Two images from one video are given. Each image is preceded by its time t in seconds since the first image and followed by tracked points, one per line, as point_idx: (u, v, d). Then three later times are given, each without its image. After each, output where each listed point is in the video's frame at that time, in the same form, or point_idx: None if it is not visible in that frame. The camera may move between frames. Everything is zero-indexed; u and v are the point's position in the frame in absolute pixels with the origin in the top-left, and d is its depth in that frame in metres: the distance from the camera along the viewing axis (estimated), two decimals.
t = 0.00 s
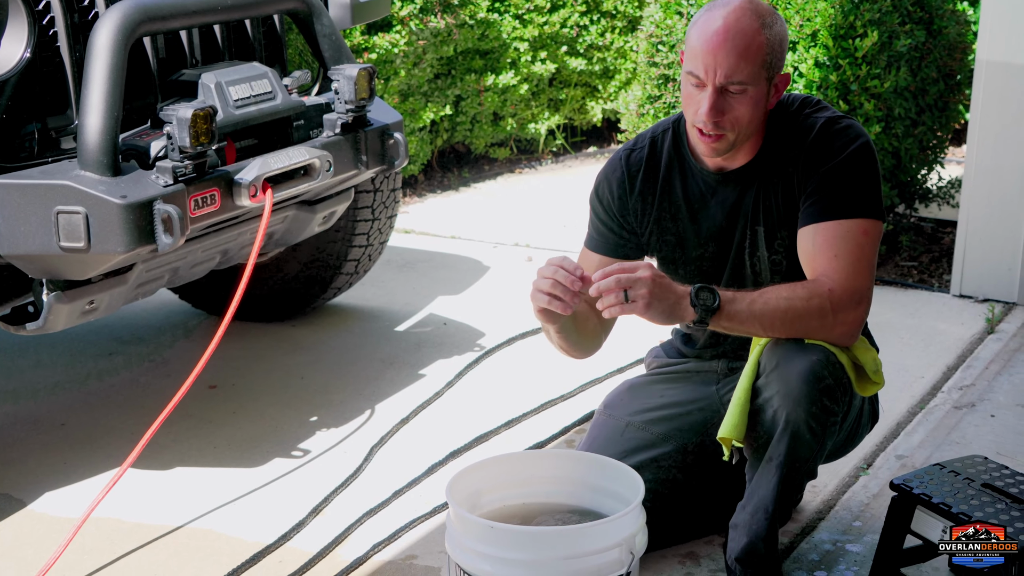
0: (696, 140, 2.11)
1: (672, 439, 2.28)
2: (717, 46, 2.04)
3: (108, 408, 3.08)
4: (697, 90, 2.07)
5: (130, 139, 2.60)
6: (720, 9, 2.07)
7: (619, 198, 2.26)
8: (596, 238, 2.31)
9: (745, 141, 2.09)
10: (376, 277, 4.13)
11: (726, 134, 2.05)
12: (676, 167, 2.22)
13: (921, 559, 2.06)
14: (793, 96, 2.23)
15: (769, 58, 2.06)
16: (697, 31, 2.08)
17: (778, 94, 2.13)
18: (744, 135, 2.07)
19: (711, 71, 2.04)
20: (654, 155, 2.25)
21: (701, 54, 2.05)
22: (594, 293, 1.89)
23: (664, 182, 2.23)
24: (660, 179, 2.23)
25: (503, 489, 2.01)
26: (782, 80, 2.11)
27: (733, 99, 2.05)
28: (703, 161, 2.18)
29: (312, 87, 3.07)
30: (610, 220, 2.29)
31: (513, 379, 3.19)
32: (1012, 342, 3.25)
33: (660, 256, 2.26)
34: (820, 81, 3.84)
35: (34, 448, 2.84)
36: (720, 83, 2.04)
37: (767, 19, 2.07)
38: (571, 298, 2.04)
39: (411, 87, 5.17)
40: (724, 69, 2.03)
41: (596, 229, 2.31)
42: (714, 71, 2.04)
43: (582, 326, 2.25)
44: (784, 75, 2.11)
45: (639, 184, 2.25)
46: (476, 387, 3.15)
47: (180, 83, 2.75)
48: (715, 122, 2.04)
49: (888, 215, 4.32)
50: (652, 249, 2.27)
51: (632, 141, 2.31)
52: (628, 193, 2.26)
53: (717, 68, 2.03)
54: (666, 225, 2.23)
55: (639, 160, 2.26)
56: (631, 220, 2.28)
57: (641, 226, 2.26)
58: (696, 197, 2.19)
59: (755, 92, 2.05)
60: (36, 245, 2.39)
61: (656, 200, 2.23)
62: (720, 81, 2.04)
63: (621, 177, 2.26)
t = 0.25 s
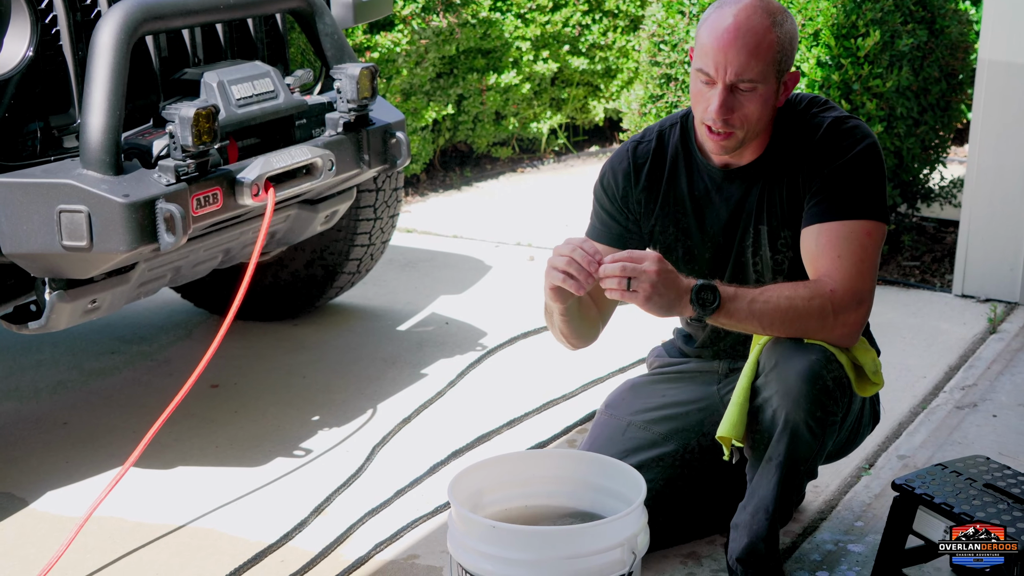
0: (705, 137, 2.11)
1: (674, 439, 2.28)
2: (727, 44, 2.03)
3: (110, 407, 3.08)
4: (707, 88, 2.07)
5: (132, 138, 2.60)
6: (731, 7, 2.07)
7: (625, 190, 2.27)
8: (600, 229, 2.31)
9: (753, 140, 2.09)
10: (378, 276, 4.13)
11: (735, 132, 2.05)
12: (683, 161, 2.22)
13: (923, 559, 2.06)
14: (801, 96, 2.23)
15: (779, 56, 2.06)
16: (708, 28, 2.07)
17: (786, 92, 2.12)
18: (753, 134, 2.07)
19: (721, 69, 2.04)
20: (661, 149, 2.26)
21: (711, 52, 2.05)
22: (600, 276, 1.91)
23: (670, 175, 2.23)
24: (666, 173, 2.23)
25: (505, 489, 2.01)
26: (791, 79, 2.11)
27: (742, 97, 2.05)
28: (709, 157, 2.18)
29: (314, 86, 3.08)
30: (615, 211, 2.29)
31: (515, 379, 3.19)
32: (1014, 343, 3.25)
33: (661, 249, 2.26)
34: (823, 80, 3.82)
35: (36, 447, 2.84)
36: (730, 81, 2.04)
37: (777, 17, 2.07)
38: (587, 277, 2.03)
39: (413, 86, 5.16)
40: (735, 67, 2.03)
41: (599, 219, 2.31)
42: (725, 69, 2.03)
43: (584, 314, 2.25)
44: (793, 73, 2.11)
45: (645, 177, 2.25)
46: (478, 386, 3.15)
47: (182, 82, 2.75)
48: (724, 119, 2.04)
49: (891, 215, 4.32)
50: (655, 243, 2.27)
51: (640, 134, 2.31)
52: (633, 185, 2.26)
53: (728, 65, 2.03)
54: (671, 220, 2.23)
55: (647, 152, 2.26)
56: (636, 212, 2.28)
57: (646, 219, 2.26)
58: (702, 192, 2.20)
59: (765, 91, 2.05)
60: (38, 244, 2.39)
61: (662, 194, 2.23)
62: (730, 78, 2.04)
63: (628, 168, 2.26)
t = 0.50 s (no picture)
0: (708, 139, 2.11)
1: (677, 442, 2.28)
2: (730, 44, 2.03)
3: (113, 409, 3.08)
4: (711, 89, 2.07)
5: (135, 139, 2.60)
6: (734, 7, 2.07)
7: (630, 194, 2.27)
8: (604, 233, 2.31)
9: (757, 140, 2.09)
10: (381, 277, 4.13)
11: (739, 132, 2.05)
12: (688, 165, 2.22)
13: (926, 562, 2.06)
14: (807, 99, 2.23)
15: (782, 56, 2.05)
16: (711, 29, 2.07)
17: (790, 92, 2.11)
18: (757, 134, 2.07)
19: (724, 69, 2.04)
20: (666, 153, 2.26)
21: (714, 53, 2.05)
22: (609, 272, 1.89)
23: (675, 180, 2.23)
24: (671, 177, 2.23)
25: (509, 490, 2.01)
26: (795, 79, 2.10)
27: (746, 97, 2.05)
28: (714, 161, 2.18)
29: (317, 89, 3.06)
30: (620, 215, 2.28)
31: (518, 381, 3.19)
32: (1017, 345, 3.24)
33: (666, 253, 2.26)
34: (826, 83, 3.86)
35: (39, 448, 2.85)
36: (733, 81, 2.04)
37: (780, 16, 2.07)
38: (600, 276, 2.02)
39: (416, 88, 5.16)
40: (738, 67, 2.03)
41: (604, 223, 2.31)
42: (728, 69, 2.03)
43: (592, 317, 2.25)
44: (797, 73, 2.10)
45: (650, 181, 2.25)
46: (481, 388, 3.15)
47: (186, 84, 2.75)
48: (728, 120, 2.04)
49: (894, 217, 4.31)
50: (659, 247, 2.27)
51: (645, 137, 2.31)
52: (638, 189, 2.26)
53: (731, 65, 2.03)
54: (676, 224, 2.23)
55: (652, 156, 2.26)
56: (641, 217, 2.28)
57: (651, 224, 2.26)
58: (707, 197, 2.20)
59: (768, 91, 2.05)
60: (42, 246, 2.39)
61: (667, 198, 2.24)
62: (734, 79, 2.04)
63: (632, 172, 2.26)
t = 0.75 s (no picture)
0: (705, 137, 2.11)
1: (679, 443, 2.28)
2: (722, 40, 2.05)
3: (115, 411, 3.08)
4: (704, 85, 2.08)
5: (137, 141, 2.60)
6: (726, 5, 2.08)
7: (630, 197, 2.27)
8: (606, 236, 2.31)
9: (753, 138, 2.09)
10: (383, 279, 4.13)
11: (734, 128, 2.06)
12: (688, 168, 2.22)
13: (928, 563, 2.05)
14: (807, 101, 2.22)
15: (775, 51, 2.06)
16: (703, 26, 2.09)
17: (784, 88, 2.12)
18: (753, 131, 2.07)
19: (717, 65, 2.05)
20: (666, 155, 2.26)
21: (706, 49, 2.06)
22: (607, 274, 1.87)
23: (675, 183, 2.23)
24: (671, 180, 2.24)
25: (510, 492, 2.01)
26: (789, 75, 2.11)
27: (740, 92, 2.05)
28: (714, 162, 2.19)
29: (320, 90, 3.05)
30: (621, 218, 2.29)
31: (520, 382, 3.19)
32: (1019, 345, 3.24)
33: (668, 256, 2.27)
34: (828, 84, 3.86)
35: (42, 450, 2.85)
36: (726, 76, 2.05)
37: (771, 12, 2.08)
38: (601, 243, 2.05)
39: (418, 89, 5.16)
40: (730, 61, 2.04)
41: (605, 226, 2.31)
42: (721, 64, 2.04)
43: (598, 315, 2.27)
44: (791, 68, 2.11)
45: (650, 183, 2.25)
46: (483, 389, 3.15)
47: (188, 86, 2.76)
48: (722, 115, 2.05)
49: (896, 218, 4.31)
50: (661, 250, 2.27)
51: (645, 141, 2.31)
52: (639, 192, 2.26)
53: (723, 60, 2.04)
54: (677, 227, 2.23)
55: (652, 159, 2.27)
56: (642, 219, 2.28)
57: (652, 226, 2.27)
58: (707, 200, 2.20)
59: (762, 85, 2.05)
60: (44, 247, 2.40)
61: (668, 201, 2.24)
62: (727, 74, 2.05)
63: (633, 175, 2.27)
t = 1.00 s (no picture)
0: (700, 148, 2.11)
1: (682, 445, 2.28)
2: (712, 51, 2.05)
3: (117, 413, 3.08)
4: (696, 96, 2.08)
5: (139, 143, 2.60)
6: (714, 15, 2.09)
7: (629, 210, 2.28)
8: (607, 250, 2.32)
9: (748, 147, 2.09)
10: (385, 281, 4.13)
11: (729, 138, 2.05)
12: (684, 180, 2.22)
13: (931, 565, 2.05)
14: (803, 109, 2.22)
15: (766, 60, 2.06)
16: (692, 38, 2.09)
17: (777, 98, 2.11)
18: (748, 140, 2.07)
19: (708, 76, 2.05)
20: (662, 168, 2.26)
21: (697, 60, 2.06)
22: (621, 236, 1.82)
23: (672, 195, 2.24)
24: (669, 192, 2.24)
25: (512, 494, 2.01)
26: (780, 83, 2.11)
27: (732, 102, 2.05)
28: (710, 173, 2.18)
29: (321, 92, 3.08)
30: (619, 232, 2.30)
31: (522, 384, 3.20)
32: (1021, 347, 3.24)
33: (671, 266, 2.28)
34: (829, 86, 3.85)
35: (44, 452, 2.85)
36: (718, 87, 2.05)
37: (759, 22, 2.08)
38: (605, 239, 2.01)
39: (419, 91, 5.18)
40: (721, 72, 2.04)
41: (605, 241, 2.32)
42: (712, 75, 2.04)
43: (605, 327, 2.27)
44: (781, 78, 2.10)
45: (647, 197, 2.26)
46: (485, 391, 3.15)
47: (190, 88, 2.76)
48: (717, 126, 2.04)
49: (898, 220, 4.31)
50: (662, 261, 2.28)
51: (641, 152, 2.31)
52: (637, 205, 2.27)
53: (714, 71, 2.04)
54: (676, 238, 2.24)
55: (648, 172, 2.27)
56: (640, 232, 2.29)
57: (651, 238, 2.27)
58: (705, 211, 2.20)
59: (754, 95, 2.05)
60: (46, 250, 2.40)
61: (666, 212, 2.25)
62: (719, 84, 2.04)
63: (630, 189, 2.27)
